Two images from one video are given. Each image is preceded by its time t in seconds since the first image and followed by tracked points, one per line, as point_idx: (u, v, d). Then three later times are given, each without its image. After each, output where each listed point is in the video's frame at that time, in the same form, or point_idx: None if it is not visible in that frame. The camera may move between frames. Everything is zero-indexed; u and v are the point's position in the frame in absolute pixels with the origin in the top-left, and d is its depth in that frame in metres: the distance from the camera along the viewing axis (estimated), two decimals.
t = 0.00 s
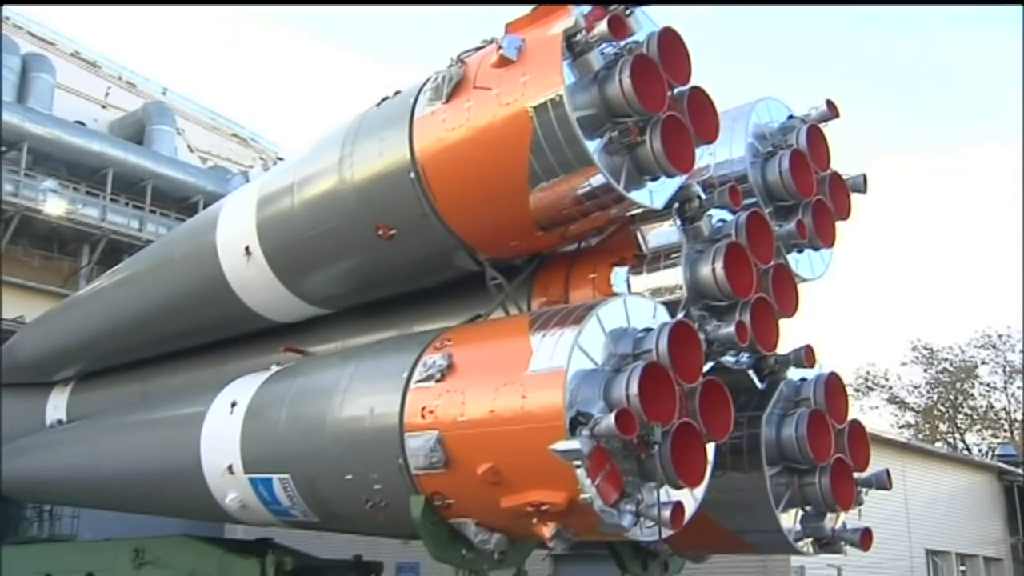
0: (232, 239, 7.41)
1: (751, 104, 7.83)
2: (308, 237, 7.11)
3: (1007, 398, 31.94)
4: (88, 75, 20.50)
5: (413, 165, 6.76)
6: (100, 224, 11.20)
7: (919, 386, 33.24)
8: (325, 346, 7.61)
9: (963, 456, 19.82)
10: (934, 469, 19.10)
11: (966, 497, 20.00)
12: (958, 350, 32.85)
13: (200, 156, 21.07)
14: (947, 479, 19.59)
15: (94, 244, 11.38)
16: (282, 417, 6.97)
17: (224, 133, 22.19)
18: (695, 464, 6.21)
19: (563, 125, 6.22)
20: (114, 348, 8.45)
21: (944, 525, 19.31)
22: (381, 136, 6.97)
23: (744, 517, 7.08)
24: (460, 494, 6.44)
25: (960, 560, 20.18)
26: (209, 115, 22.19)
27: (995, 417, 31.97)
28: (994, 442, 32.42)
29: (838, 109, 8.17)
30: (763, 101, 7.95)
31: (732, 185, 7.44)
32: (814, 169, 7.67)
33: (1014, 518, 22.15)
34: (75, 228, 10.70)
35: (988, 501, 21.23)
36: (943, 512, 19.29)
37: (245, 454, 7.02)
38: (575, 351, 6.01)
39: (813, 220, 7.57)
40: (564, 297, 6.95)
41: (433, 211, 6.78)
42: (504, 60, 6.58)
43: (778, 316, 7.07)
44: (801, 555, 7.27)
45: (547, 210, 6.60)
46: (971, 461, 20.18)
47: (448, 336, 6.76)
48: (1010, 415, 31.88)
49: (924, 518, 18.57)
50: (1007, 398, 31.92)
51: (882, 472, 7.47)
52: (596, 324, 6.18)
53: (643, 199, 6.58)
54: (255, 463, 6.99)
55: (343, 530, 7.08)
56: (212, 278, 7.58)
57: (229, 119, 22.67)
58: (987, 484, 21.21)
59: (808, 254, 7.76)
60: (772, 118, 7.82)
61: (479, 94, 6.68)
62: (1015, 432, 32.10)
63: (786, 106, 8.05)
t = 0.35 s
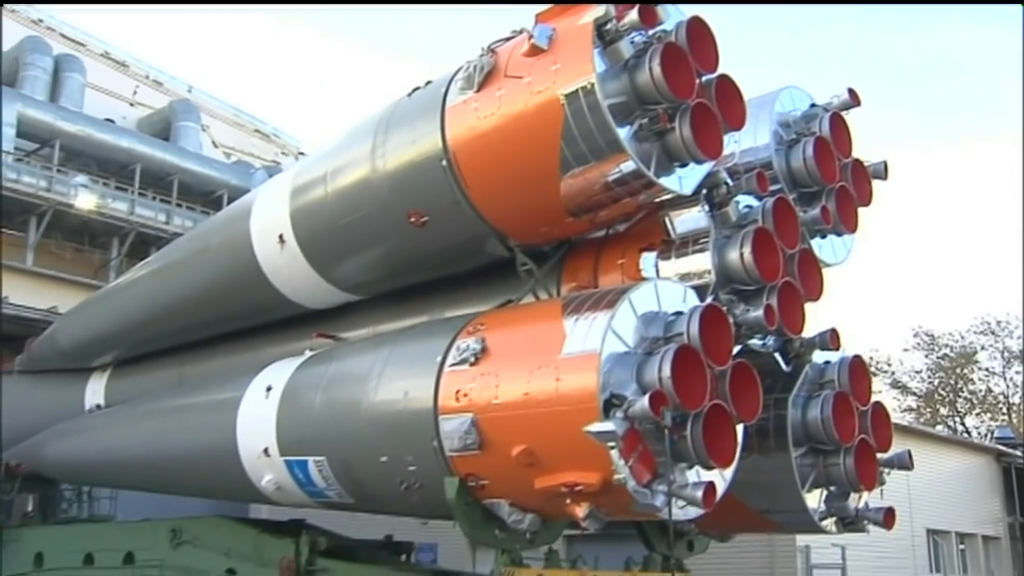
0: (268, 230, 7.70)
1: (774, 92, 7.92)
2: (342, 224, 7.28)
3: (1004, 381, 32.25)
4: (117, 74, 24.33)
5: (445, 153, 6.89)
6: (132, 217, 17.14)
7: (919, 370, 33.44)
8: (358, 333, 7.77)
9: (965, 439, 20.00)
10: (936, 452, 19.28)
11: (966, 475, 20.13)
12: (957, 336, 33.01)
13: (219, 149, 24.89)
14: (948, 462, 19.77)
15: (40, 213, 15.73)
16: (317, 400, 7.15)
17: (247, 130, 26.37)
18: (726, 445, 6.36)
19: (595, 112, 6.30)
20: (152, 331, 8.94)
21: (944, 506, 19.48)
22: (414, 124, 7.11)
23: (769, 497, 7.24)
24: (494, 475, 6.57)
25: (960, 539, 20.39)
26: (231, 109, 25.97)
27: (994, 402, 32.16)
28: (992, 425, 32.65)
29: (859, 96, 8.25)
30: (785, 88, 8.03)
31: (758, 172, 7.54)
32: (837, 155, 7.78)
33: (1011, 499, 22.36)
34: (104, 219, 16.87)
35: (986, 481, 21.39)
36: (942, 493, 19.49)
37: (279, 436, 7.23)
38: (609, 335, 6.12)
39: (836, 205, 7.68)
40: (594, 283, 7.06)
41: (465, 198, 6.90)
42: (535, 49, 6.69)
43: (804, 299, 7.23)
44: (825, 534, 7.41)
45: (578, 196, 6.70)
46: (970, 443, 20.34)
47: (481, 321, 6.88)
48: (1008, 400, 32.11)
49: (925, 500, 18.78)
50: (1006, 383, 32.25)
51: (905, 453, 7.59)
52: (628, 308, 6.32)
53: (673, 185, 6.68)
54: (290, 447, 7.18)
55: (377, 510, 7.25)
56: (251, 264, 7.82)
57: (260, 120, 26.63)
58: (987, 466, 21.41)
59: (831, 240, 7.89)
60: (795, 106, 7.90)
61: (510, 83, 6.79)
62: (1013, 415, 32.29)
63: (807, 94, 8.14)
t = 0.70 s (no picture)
0: (306, 217, 7.89)
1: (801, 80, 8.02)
2: (379, 210, 7.46)
3: (1005, 365, 32.34)
4: (150, 73, 25.51)
5: (480, 140, 7.04)
6: (161, 211, 18.77)
7: (922, 354, 33.34)
8: (393, 319, 7.92)
9: (969, 421, 20.14)
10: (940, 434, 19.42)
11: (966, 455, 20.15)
12: (960, 320, 33.09)
13: (247, 145, 25.31)
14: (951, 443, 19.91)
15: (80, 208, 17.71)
16: (356, 383, 7.34)
17: (274, 125, 26.94)
18: (760, 425, 6.50)
19: (629, 98, 6.40)
20: (190, 319, 9.22)
21: (944, 485, 19.57)
22: (449, 112, 7.27)
23: (797, 475, 7.43)
24: (531, 455, 6.72)
25: (962, 517, 20.59)
26: (260, 108, 26.44)
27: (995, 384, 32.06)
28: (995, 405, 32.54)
29: (881, 84, 8.36)
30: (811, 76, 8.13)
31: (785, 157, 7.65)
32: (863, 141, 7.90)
33: (1011, 479, 22.49)
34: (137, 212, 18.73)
35: (986, 461, 21.45)
36: (941, 472, 19.54)
37: (319, 419, 7.44)
38: (646, 317, 6.26)
39: (862, 190, 7.82)
40: (626, 267, 7.20)
41: (501, 183, 7.05)
42: (570, 38, 6.82)
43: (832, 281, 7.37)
44: (851, 511, 7.57)
45: (612, 182, 6.82)
46: (972, 424, 20.45)
47: (517, 305, 7.03)
48: (1008, 383, 32.07)
49: (928, 481, 18.96)
50: (1006, 365, 32.31)
51: (929, 432, 7.73)
52: (664, 291, 6.45)
53: (705, 170, 6.79)
54: (331, 428, 7.39)
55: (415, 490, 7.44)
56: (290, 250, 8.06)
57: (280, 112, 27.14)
58: (991, 447, 21.56)
59: (856, 224, 8.03)
60: (820, 93, 7.99)
61: (544, 71, 6.93)
62: (1014, 398, 32.13)
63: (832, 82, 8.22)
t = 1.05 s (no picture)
0: (342, 207, 8.10)
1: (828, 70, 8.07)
2: (415, 198, 7.64)
3: (1009, 351, 32.17)
4: (179, 74, 24.65)
5: (514, 129, 7.16)
6: (192, 205, 18.83)
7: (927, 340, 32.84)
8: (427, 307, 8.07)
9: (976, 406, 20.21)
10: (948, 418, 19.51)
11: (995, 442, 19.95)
12: (965, 308, 33.10)
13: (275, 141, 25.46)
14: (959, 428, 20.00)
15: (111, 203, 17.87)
16: (392, 368, 7.51)
17: (300, 121, 26.83)
18: (793, 407, 6.61)
19: (662, 87, 6.48)
20: (232, 306, 9.43)
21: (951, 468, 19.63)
22: (483, 102, 7.40)
23: (826, 457, 7.57)
24: (566, 438, 6.84)
25: (965, 498, 20.71)
26: (284, 104, 26.51)
27: (999, 370, 31.88)
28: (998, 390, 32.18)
29: (905, 72, 8.42)
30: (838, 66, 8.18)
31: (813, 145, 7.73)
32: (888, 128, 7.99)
33: (1013, 459, 22.28)
34: (168, 207, 18.70)
35: (987, 445, 21.45)
36: (948, 455, 19.62)
37: (356, 404, 7.64)
38: (681, 302, 6.35)
39: (888, 176, 7.92)
40: (657, 254, 7.30)
41: (534, 172, 7.17)
42: (603, 27, 6.91)
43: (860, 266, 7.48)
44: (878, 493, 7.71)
45: (645, 170, 6.91)
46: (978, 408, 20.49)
47: (552, 291, 7.14)
48: (1012, 367, 31.90)
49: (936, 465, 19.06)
50: (1009, 352, 32.15)
51: (954, 415, 7.86)
52: (698, 276, 6.53)
53: (736, 158, 6.83)
54: (367, 414, 7.58)
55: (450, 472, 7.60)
56: (327, 240, 8.28)
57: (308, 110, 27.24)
58: (995, 431, 21.63)
59: (882, 211, 8.14)
60: (847, 83, 8.05)
61: (577, 60, 7.02)
62: (1016, 382, 31.85)
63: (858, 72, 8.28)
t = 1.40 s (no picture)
0: (372, 200, 8.32)
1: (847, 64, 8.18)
2: (446, 190, 7.81)
3: (1007, 342, 32.34)
4: (204, 76, 24.50)
5: (543, 122, 7.28)
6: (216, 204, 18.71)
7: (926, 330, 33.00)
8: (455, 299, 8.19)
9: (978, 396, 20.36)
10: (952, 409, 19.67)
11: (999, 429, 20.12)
12: (964, 301, 33.28)
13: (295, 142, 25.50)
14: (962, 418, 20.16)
15: (140, 201, 17.38)
16: (422, 359, 7.68)
17: (320, 121, 26.90)
18: (822, 393, 6.71)
19: (691, 78, 6.56)
20: (265, 297, 9.62)
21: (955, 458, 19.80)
22: (512, 96, 7.52)
23: (849, 443, 7.72)
24: (597, 425, 6.95)
25: (964, 484, 20.88)
26: (306, 105, 26.59)
27: (997, 360, 32.05)
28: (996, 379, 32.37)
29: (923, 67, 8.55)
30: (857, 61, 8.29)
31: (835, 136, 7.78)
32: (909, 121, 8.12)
33: (1010, 446, 22.38)
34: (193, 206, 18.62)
35: (985, 433, 21.62)
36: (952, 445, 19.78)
37: (387, 393, 7.85)
38: (712, 290, 6.45)
39: (908, 167, 8.05)
40: (684, 244, 7.42)
41: (563, 164, 7.29)
42: (632, 21, 7.01)
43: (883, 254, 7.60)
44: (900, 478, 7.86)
45: (673, 161, 7.00)
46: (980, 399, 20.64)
47: (582, 280, 7.26)
48: (1011, 357, 32.07)
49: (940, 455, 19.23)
50: (1008, 342, 32.37)
51: (974, 403, 7.99)
52: (728, 265, 6.63)
53: (763, 149, 6.92)
54: (397, 402, 7.79)
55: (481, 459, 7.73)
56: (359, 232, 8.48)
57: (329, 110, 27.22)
58: (994, 420, 21.77)
59: (903, 202, 8.29)
60: (866, 77, 8.16)
61: (606, 54, 7.12)
62: (1013, 371, 32.03)
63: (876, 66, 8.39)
